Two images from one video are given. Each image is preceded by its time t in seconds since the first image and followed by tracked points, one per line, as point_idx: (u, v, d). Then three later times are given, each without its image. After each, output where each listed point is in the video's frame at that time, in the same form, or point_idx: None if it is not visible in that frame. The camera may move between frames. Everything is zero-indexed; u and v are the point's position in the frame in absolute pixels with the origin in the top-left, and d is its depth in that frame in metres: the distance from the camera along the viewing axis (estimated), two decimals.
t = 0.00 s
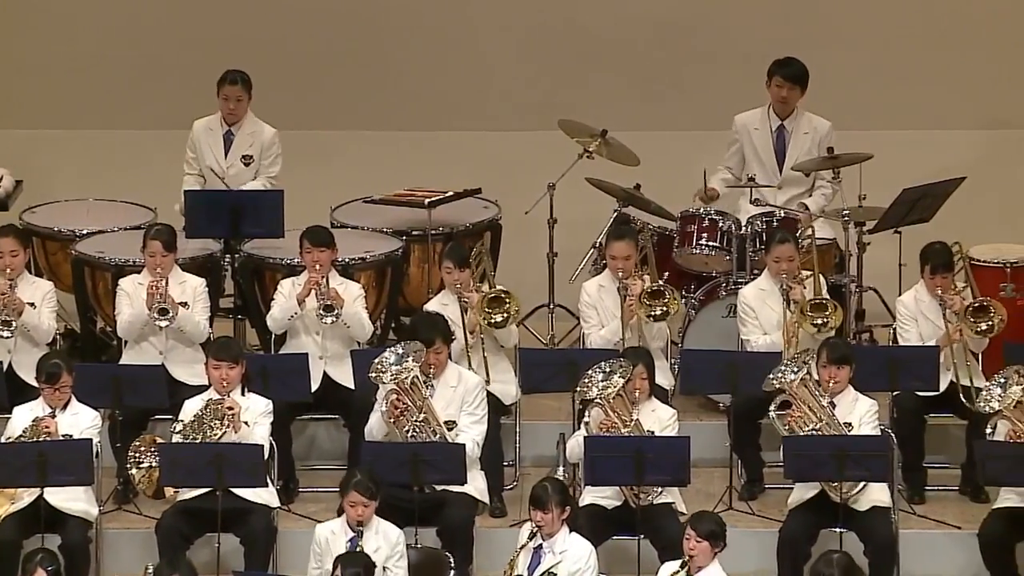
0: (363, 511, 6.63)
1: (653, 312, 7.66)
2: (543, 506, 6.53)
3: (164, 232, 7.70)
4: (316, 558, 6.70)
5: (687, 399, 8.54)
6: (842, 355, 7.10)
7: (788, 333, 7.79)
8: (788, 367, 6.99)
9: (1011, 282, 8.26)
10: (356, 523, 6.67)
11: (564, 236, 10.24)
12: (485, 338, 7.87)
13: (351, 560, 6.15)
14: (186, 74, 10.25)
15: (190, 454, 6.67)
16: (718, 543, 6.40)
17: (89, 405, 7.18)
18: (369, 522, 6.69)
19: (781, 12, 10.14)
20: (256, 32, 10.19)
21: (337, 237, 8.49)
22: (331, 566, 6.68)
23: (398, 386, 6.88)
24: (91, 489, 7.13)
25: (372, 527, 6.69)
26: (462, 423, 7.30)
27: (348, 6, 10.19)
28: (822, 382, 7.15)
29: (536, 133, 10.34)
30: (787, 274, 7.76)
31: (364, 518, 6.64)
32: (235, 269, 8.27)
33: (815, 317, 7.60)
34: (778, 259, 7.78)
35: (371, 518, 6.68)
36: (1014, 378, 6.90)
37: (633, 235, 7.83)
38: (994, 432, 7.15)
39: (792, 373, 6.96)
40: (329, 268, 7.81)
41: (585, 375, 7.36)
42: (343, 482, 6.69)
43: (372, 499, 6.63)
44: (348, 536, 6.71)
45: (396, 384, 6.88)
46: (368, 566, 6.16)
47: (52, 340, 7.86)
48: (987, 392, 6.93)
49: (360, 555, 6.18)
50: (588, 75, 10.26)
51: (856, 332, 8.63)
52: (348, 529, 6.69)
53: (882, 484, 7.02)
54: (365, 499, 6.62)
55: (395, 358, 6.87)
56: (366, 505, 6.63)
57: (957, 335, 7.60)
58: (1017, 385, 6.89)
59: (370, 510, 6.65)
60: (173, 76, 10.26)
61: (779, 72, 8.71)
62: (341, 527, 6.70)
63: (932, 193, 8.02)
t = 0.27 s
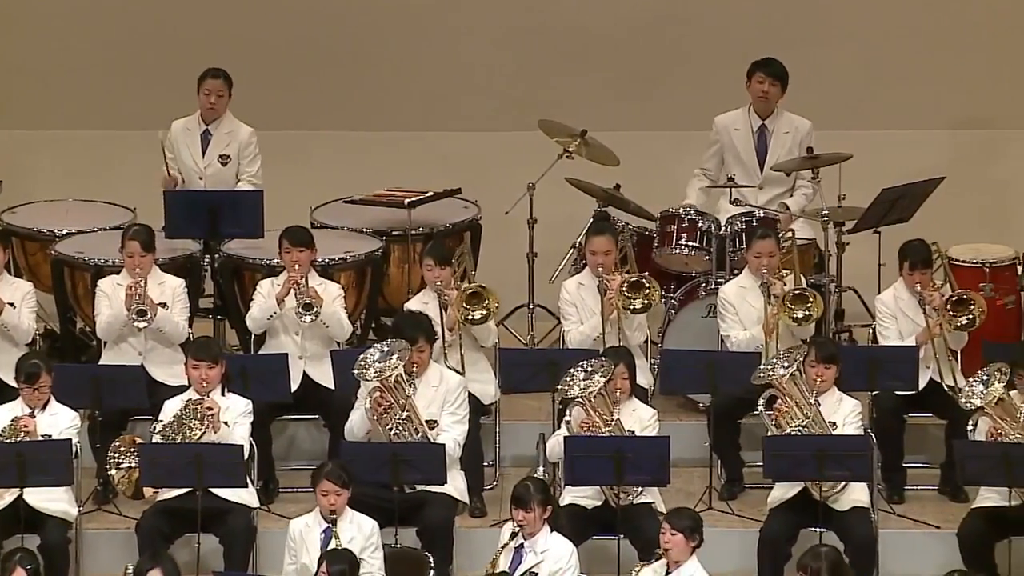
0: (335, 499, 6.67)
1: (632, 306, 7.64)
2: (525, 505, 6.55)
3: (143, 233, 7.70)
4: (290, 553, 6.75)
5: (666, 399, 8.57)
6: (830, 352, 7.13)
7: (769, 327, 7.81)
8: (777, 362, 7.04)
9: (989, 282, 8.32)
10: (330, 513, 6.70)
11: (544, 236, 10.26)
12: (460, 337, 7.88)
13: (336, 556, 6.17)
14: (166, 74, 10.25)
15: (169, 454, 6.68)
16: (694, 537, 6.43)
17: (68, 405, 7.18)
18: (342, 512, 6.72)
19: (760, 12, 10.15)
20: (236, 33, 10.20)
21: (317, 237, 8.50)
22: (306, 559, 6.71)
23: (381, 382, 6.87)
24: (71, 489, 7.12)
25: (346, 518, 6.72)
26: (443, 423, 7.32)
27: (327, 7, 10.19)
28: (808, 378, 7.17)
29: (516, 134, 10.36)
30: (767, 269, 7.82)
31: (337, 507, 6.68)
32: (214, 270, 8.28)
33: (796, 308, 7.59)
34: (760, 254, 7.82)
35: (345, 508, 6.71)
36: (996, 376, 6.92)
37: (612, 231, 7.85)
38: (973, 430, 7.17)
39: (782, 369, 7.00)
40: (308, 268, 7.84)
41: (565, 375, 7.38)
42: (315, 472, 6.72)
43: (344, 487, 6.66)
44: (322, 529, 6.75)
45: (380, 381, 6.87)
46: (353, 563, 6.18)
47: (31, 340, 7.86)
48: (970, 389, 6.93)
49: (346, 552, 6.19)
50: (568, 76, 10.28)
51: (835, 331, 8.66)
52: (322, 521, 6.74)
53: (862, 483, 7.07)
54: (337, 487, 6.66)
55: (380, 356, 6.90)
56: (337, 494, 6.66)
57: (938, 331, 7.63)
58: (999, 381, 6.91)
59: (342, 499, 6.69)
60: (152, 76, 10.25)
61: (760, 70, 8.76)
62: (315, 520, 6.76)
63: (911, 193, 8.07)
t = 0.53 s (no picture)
0: (308, 496, 6.67)
1: (613, 303, 7.66)
2: (505, 505, 6.57)
3: (121, 233, 7.70)
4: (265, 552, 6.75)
5: (646, 399, 8.59)
6: (817, 354, 7.16)
7: (752, 323, 7.79)
8: (764, 362, 7.04)
9: (969, 281, 8.35)
10: (303, 510, 6.71)
11: (524, 236, 10.27)
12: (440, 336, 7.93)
13: (320, 555, 6.17)
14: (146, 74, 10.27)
15: (149, 455, 6.68)
16: (668, 536, 6.45)
17: (47, 406, 7.18)
18: (315, 508, 6.73)
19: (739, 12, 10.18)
20: (216, 32, 10.21)
21: (297, 237, 8.51)
22: (281, 557, 6.72)
23: (365, 386, 6.94)
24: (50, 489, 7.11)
25: (320, 515, 6.73)
26: (425, 425, 7.33)
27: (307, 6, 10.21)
28: (796, 380, 7.16)
29: (496, 133, 10.39)
30: (749, 266, 7.80)
31: (310, 503, 6.69)
32: (194, 270, 8.29)
33: (780, 307, 7.64)
34: (742, 252, 7.79)
35: (318, 505, 6.72)
36: (979, 373, 6.86)
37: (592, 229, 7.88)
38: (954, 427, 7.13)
39: (768, 369, 7.01)
40: (288, 268, 7.83)
41: (544, 374, 7.41)
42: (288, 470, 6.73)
43: (317, 483, 6.67)
44: (296, 527, 6.77)
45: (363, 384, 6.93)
46: (336, 561, 6.18)
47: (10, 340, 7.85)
48: (953, 385, 6.88)
49: (330, 550, 6.20)
50: (548, 76, 10.31)
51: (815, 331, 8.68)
52: (296, 518, 6.76)
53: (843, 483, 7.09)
54: (310, 483, 6.66)
55: (365, 357, 6.89)
56: (310, 490, 6.67)
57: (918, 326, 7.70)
58: (982, 379, 6.85)
59: (315, 496, 6.70)
60: (133, 76, 10.28)
61: (736, 69, 8.80)
62: (289, 519, 6.77)
63: (890, 193, 8.09)
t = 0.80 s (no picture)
0: (283, 494, 6.69)
1: (592, 301, 7.66)
2: (482, 505, 6.58)
3: (100, 233, 7.68)
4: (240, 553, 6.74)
5: (625, 399, 8.61)
6: (801, 353, 7.17)
7: (731, 324, 7.81)
8: (750, 361, 7.05)
9: (948, 281, 8.39)
10: (277, 508, 6.72)
11: (504, 235, 10.28)
12: (420, 339, 7.90)
13: (303, 553, 6.18)
14: (124, 74, 10.27)
15: (128, 455, 6.67)
16: (643, 536, 6.46)
17: (27, 406, 7.17)
18: (290, 507, 6.74)
19: (718, 12, 10.13)
20: (193, 32, 10.19)
21: (276, 237, 8.51)
22: (257, 556, 6.72)
23: (348, 387, 6.94)
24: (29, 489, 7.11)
25: (294, 514, 6.74)
26: (407, 426, 7.33)
27: (285, 6, 10.19)
28: (779, 380, 7.17)
29: (475, 133, 10.40)
30: (731, 266, 7.79)
31: (284, 501, 6.70)
32: (173, 270, 8.29)
33: (761, 308, 7.62)
34: (724, 252, 7.79)
35: (292, 503, 6.74)
36: (961, 371, 6.85)
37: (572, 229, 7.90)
38: (933, 424, 7.14)
39: (754, 369, 7.01)
40: (268, 268, 7.82)
41: (524, 375, 7.41)
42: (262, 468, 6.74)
43: (290, 481, 6.68)
44: (272, 526, 6.77)
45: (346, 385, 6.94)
46: (320, 562, 6.19)
47: None
48: (935, 383, 6.87)
49: (311, 549, 6.20)
50: (527, 76, 10.31)
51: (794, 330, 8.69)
52: (271, 517, 6.76)
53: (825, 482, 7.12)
54: (283, 481, 6.67)
55: (347, 358, 6.91)
56: (283, 488, 6.68)
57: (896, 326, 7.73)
58: (964, 378, 6.84)
59: (289, 494, 6.71)
60: (111, 76, 10.28)
61: (708, 68, 8.81)
62: (264, 518, 6.78)
63: (869, 193, 8.12)
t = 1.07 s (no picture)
0: (256, 490, 6.68)
1: (571, 302, 7.72)
2: (459, 504, 6.59)
3: (78, 234, 7.67)
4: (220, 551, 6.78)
5: (604, 399, 8.63)
6: (782, 353, 7.19)
7: (707, 330, 7.83)
8: (732, 360, 7.09)
9: (925, 281, 8.47)
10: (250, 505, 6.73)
11: (482, 235, 10.31)
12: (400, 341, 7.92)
13: (282, 554, 6.19)
14: (102, 74, 10.30)
15: (105, 455, 6.68)
16: (621, 538, 6.48)
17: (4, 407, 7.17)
18: (264, 505, 6.74)
19: (695, 12, 10.16)
20: (170, 32, 10.20)
21: (254, 237, 8.52)
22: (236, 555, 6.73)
23: (325, 386, 6.93)
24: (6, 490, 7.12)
25: (269, 512, 6.74)
26: (385, 425, 7.36)
27: (263, 6, 10.20)
28: (760, 379, 7.20)
29: (453, 133, 10.43)
30: (711, 265, 7.84)
31: (257, 498, 6.70)
32: (151, 270, 8.30)
33: (739, 308, 7.63)
34: (704, 250, 7.84)
35: (267, 501, 6.73)
36: (940, 370, 6.89)
37: (550, 229, 7.92)
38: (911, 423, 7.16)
39: (736, 367, 7.06)
40: (246, 268, 7.84)
41: (502, 374, 7.43)
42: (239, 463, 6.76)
43: (265, 477, 6.69)
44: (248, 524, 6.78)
45: (324, 383, 6.91)
46: (297, 562, 6.20)
47: None
48: (914, 381, 6.91)
49: (289, 550, 6.21)
50: (505, 75, 10.34)
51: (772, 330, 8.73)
52: (248, 515, 6.77)
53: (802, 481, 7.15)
54: (258, 477, 6.68)
55: (325, 357, 6.96)
56: (258, 484, 6.68)
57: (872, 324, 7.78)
58: (943, 376, 6.87)
59: (263, 491, 6.71)
60: (89, 76, 10.31)
61: (679, 67, 8.82)
62: (242, 517, 6.79)
63: (848, 193, 8.15)
